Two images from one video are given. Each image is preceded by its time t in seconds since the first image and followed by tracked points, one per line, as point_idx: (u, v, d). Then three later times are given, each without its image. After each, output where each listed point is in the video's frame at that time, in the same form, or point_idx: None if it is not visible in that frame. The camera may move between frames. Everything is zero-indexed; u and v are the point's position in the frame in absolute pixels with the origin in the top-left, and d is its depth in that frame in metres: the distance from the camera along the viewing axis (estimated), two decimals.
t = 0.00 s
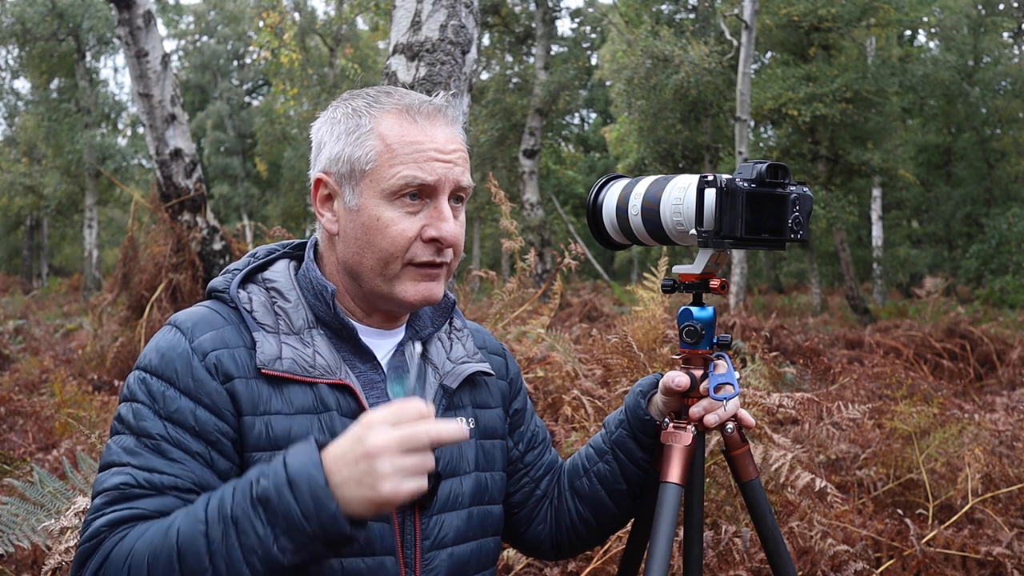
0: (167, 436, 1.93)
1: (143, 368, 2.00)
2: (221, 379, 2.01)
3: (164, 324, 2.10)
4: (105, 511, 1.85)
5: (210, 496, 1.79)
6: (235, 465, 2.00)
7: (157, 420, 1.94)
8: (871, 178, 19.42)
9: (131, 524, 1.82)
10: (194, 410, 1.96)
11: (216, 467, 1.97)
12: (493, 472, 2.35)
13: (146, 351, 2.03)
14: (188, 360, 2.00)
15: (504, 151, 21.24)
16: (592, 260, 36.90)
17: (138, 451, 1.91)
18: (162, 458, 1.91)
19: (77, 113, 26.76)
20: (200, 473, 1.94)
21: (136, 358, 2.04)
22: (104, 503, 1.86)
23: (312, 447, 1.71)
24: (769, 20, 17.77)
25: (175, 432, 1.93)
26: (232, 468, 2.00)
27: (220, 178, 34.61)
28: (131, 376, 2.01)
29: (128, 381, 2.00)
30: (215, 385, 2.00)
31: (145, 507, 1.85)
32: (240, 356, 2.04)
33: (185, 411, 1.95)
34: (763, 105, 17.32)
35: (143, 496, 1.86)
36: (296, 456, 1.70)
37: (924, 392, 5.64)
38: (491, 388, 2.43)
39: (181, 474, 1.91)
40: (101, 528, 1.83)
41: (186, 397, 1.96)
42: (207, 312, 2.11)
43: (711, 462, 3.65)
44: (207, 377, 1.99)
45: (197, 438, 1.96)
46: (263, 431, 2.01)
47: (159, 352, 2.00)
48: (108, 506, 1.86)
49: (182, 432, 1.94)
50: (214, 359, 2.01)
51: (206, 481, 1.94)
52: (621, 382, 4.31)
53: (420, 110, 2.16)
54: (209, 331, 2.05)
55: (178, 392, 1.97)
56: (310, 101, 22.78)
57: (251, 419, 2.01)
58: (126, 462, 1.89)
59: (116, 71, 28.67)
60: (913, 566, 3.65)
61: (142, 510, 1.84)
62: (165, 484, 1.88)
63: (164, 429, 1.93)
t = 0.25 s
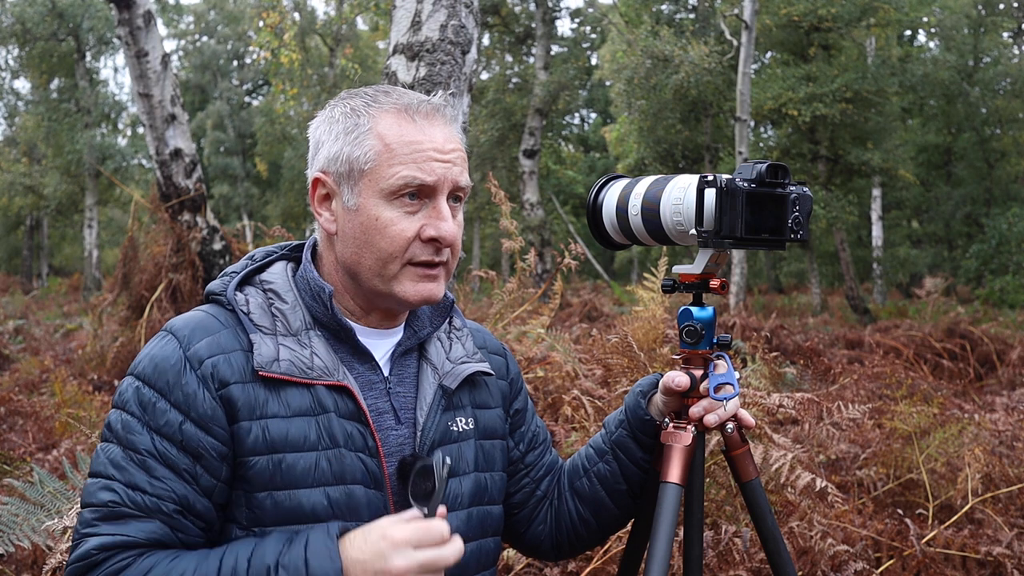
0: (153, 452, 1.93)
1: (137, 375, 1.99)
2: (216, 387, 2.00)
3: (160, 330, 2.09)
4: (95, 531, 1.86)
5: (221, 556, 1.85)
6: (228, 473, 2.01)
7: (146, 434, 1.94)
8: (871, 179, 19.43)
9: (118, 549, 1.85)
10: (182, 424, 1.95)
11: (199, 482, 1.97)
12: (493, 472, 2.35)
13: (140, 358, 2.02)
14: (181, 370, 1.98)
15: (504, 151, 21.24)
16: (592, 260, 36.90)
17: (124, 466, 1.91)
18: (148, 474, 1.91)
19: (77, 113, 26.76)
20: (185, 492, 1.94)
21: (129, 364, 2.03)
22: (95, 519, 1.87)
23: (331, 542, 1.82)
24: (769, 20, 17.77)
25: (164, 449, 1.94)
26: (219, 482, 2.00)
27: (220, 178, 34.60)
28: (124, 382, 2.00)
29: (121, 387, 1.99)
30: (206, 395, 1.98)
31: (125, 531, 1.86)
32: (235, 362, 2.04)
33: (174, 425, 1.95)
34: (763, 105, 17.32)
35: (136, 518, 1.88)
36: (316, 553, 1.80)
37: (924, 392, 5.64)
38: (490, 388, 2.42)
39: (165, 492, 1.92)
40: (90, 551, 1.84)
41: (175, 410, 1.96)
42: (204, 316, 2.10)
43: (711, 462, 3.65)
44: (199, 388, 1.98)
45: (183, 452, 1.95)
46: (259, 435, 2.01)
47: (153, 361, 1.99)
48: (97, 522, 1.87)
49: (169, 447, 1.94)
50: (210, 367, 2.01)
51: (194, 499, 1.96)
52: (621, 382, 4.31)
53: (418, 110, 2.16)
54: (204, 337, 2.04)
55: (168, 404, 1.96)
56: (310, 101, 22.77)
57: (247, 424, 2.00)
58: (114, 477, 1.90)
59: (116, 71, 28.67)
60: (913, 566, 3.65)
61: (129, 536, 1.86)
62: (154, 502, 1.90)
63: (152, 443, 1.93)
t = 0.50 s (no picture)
0: (146, 461, 1.95)
1: (131, 381, 2.00)
2: (212, 394, 2.01)
3: (156, 334, 2.09)
4: (89, 541, 1.91)
5: None
6: (224, 480, 2.02)
7: (140, 442, 1.96)
8: (871, 178, 19.43)
9: (114, 561, 1.90)
10: (177, 432, 1.96)
11: (192, 490, 1.98)
12: (492, 471, 2.35)
13: (135, 363, 2.03)
14: (176, 376, 1.99)
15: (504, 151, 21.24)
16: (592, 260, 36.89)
17: (117, 474, 1.94)
18: (141, 483, 1.94)
19: (77, 113, 26.77)
20: (178, 500, 1.97)
21: (124, 369, 2.04)
22: (90, 527, 1.92)
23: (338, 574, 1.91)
24: (769, 20, 17.77)
25: (158, 458, 1.95)
26: (213, 489, 2.01)
27: (220, 178, 34.60)
28: (118, 388, 2.01)
29: (116, 391, 2.01)
30: (201, 403, 1.99)
31: (116, 543, 1.91)
32: (232, 367, 2.04)
33: (168, 433, 1.96)
34: (763, 105, 17.32)
35: (131, 528, 1.93)
36: None
37: (923, 392, 5.64)
38: (488, 387, 2.42)
39: (157, 501, 1.94)
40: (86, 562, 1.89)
41: (170, 418, 1.97)
42: (200, 321, 2.10)
43: (711, 462, 3.65)
44: (194, 395, 1.99)
45: (176, 460, 1.97)
46: (257, 439, 2.01)
47: (148, 367, 2.00)
48: (92, 530, 1.92)
49: (163, 455, 1.96)
50: (207, 374, 2.01)
51: (188, 509, 1.98)
52: (621, 382, 4.32)
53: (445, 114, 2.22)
54: (200, 342, 2.04)
55: (162, 412, 1.97)
56: (310, 100, 22.78)
57: (245, 429, 2.01)
58: (108, 488, 1.93)
59: (116, 71, 28.67)
60: (913, 566, 3.65)
61: (121, 548, 1.90)
62: (147, 513, 1.93)
63: (145, 451, 1.95)
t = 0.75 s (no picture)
0: (148, 462, 1.95)
1: (131, 382, 2.00)
2: (212, 395, 2.01)
3: (156, 335, 2.09)
4: (91, 542, 1.91)
5: None
6: (225, 480, 2.02)
7: (140, 442, 1.95)
8: (871, 179, 19.44)
9: (117, 563, 1.90)
10: (178, 433, 1.97)
11: (193, 491, 1.98)
12: (491, 470, 2.35)
13: (136, 364, 2.03)
14: (176, 377, 1.99)
15: (504, 151, 21.25)
16: (592, 260, 36.90)
17: (118, 475, 1.94)
18: (142, 483, 1.94)
19: (77, 113, 26.79)
20: (179, 502, 1.97)
21: (125, 370, 2.04)
22: (91, 528, 1.92)
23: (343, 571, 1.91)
24: (769, 20, 17.77)
25: (159, 458, 1.95)
26: (214, 491, 2.01)
27: (220, 178, 34.62)
28: (118, 388, 2.01)
29: (115, 393, 2.01)
30: (202, 403, 1.99)
31: (119, 544, 1.91)
32: (232, 367, 2.04)
33: (169, 433, 1.96)
34: (763, 105, 17.32)
35: (134, 529, 1.93)
36: None
37: (923, 392, 5.64)
38: (486, 386, 2.42)
39: (160, 502, 1.94)
40: (89, 563, 1.89)
41: (171, 419, 1.97)
42: (200, 322, 2.10)
43: (711, 462, 3.65)
44: (195, 396, 1.99)
45: (177, 461, 1.97)
46: (258, 440, 2.01)
47: (148, 368, 2.00)
48: (94, 531, 1.92)
49: (165, 454, 1.96)
50: (207, 374, 2.01)
51: (190, 509, 1.98)
52: (621, 382, 4.32)
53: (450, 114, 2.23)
54: (200, 343, 2.04)
55: (163, 412, 1.97)
56: (310, 100, 22.78)
57: (245, 430, 2.01)
58: (110, 487, 1.93)
59: (116, 71, 28.67)
60: (913, 566, 3.65)
61: (124, 549, 1.90)
62: (150, 513, 1.94)
63: (146, 452, 1.95)
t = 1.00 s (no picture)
0: (147, 462, 1.95)
1: (131, 382, 2.00)
2: (211, 396, 2.01)
3: (155, 335, 2.09)
4: (91, 542, 1.91)
5: None
6: (224, 481, 2.02)
7: (140, 442, 1.96)
8: (871, 179, 19.44)
9: (117, 563, 1.90)
10: (177, 433, 1.97)
11: (193, 491, 1.98)
12: (490, 470, 2.35)
13: (135, 364, 2.03)
14: (175, 377, 1.99)
15: (504, 151, 21.25)
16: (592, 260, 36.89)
17: (118, 475, 1.94)
18: (142, 483, 1.94)
19: (77, 113, 26.79)
20: (179, 501, 1.97)
21: (124, 370, 2.04)
22: (91, 528, 1.92)
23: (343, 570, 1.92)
24: (769, 20, 17.77)
25: (159, 458, 1.95)
26: (213, 491, 2.01)
27: (220, 178, 34.62)
28: (118, 389, 2.01)
29: (114, 393, 2.01)
30: (201, 404, 1.99)
31: (118, 544, 1.91)
32: (232, 367, 2.04)
33: (169, 433, 1.96)
34: (763, 105, 17.32)
35: (133, 529, 1.93)
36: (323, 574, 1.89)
37: (924, 392, 5.63)
38: (486, 386, 2.42)
39: (158, 502, 1.94)
40: (89, 563, 1.89)
41: (170, 419, 1.97)
42: (199, 322, 2.10)
43: (711, 462, 3.66)
44: (194, 397, 1.99)
45: (177, 461, 1.97)
46: (257, 440, 2.01)
47: (147, 368, 2.00)
48: (93, 531, 1.92)
49: (164, 454, 1.96)
50: (206, 374, 2.01)
51: (189, 510, 1.98)
52: (621, 382, 4.32)
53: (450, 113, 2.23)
54: (199, 343, 2.04)
55: (162, 412, 1.97)
56: (310, 100, 22.79)
57: (245, 430, 2.01)
58: (109, 488, 1.93)
59: (116, 71, 28.66)
60: (913, 566, 3.65)
61: (123, 549, 1.91)
62: (149, 513, 1.94)
63: (146, 452, 1.95)
